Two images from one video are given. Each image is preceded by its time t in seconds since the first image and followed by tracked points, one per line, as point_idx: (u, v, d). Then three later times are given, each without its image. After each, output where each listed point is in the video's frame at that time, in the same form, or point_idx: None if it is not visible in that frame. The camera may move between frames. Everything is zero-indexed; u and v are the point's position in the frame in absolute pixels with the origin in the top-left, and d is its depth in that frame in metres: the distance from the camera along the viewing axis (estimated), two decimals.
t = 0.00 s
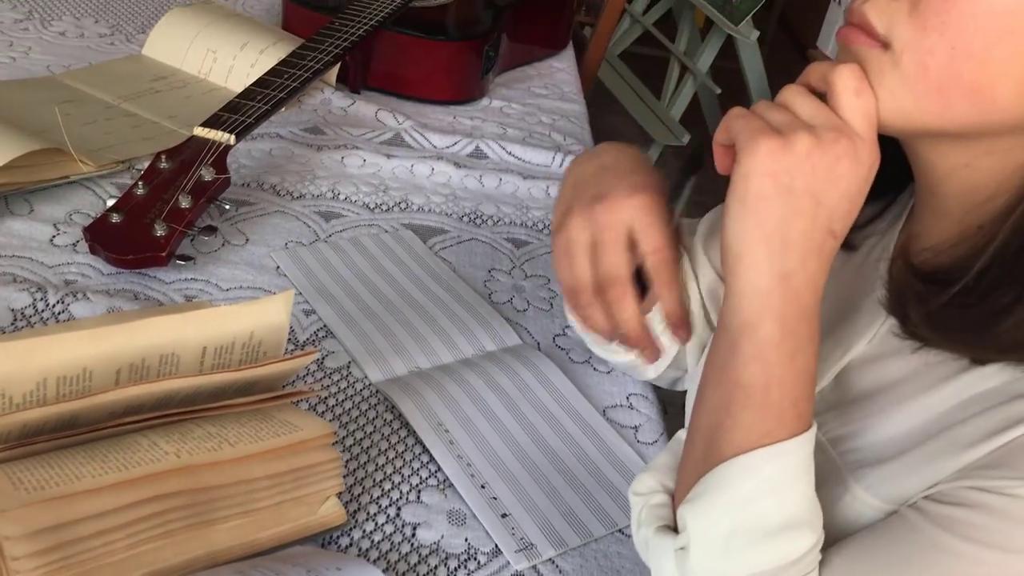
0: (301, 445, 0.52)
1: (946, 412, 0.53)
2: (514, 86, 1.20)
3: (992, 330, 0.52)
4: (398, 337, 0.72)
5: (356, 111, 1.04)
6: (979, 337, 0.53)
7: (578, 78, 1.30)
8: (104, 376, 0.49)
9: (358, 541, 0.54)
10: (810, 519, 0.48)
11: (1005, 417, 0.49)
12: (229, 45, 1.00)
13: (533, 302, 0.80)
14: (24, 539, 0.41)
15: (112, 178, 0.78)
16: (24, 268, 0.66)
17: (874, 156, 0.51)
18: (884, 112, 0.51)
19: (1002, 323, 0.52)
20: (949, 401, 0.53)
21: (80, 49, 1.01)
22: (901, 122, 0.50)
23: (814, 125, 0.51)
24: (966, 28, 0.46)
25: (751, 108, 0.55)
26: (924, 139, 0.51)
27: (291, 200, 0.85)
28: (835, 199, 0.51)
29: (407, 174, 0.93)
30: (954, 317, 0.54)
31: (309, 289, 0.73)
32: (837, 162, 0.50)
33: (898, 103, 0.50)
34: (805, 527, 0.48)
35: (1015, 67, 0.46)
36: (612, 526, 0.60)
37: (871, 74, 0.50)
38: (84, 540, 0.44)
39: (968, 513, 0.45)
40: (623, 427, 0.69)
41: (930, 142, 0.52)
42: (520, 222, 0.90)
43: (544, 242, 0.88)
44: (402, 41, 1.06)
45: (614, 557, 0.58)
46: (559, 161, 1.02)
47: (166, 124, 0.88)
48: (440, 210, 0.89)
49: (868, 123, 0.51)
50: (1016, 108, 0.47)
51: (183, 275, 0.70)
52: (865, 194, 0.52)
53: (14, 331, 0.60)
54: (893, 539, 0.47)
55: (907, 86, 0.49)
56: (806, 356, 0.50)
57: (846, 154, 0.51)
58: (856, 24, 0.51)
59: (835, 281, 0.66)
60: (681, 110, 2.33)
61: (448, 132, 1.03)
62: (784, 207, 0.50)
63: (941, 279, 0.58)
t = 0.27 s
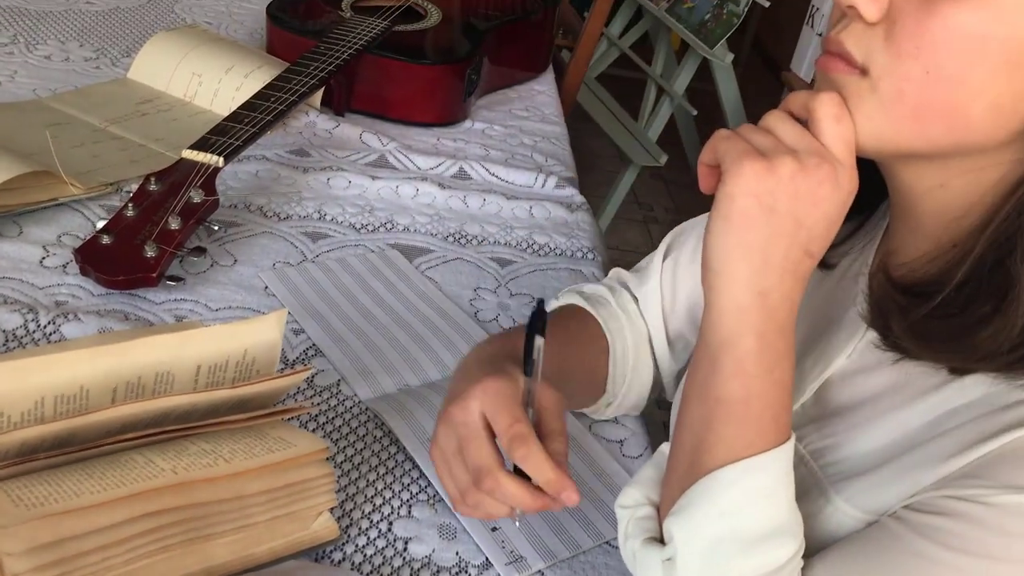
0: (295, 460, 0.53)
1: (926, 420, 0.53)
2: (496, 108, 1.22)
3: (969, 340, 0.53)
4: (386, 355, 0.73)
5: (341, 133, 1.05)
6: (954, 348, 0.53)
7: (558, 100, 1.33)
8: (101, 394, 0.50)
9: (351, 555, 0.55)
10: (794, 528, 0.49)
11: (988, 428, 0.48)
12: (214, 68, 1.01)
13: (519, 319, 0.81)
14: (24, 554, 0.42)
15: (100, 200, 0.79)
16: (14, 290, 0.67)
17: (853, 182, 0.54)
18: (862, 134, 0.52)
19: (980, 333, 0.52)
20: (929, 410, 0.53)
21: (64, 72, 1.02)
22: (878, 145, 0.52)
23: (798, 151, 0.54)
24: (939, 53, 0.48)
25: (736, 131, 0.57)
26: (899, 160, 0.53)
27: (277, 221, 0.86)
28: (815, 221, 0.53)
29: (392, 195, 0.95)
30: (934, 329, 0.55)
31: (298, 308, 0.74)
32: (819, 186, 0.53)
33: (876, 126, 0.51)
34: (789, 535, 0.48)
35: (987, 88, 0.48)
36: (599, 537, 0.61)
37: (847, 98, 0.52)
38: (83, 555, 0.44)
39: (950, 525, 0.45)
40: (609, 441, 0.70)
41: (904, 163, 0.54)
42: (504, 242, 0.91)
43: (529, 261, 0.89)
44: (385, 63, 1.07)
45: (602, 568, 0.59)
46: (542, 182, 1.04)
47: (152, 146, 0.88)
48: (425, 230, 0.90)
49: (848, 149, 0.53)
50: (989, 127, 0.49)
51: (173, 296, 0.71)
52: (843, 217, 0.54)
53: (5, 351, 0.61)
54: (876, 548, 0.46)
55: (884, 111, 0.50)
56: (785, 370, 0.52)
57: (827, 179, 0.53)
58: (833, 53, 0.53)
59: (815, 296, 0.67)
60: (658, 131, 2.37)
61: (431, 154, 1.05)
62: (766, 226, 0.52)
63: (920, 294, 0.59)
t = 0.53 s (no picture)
0: (288, 474, 0.53)
1: (904, 429, 0.54)
2: (480, 126, 1.24)
3: (946, 351, 0.54)
4: (376, 370, 0.74)
5: (326, 151, 1.06)
6: (931, 360, 0.54)
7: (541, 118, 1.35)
8: (97, 410, 0.51)
9: (344, 567, 0.56)
10: (773, 533, 0.49)
11: (964, 436, 0.49)
12: (201, 88, 1.02)
13: (506, 334, 0.82)
14: (24, 568, 0.42)
15: (89, 219, 0.80)
16: (5, 308, 0.67)
17: (833, 201, 0.55)
18: (841, 154, 0.54)
19: (957, 346, 0.53)
20: (908, 419, 0.54)
21: (48, 92, 1.02)
22: (857, 166, 0.54)
23: (781, 169, 0.55)
24: (913, 76, 0.50)
25: (721, 147, 0.59)
26: (876, 180, 0.55)
27: (265, 238, 0.86)
28: (794, 237, 0.54)
29: (378, 213, 0.96)
30: (912, 342, 0.56)
31: (287, 324, 0.75)
32: (800, 204, 0.54)
33: (856, 148, 0.53)
34: (769, 540, 0.48)
35: (959, 108, 0.50)
36: (588, 547, 0.61)
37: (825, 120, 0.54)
38: (80, 569, 0.45)
39: (929, 531, 0.45)
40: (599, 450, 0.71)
41: (881, 181, 0.56)
42: (490, 258, 0.93)
43: (514, 277, 0.91)
44: (370, 83, 1.08)
45: None
46: (526, 199, 1.05)
47: (140, 165, 0.89)
48: (412, 247, 0.92)
49: (828, 171, 0.55)
50: (962, 146, 0.51)
51: (164, 313, 0.71)
52: (822, 236, 0.55)
53: None
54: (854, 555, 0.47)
55: (862, 134, 0.52)
56: (763, 381, 0.53)
57: (808, 198, 0.54)
58: (813, 77, 0.55)
59: (797, 311, 0.69)
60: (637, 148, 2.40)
61: (417, 172, 1.06)
62: (748, 240, 0.53)
63: (898, 308, 0.61)
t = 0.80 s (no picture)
0: (278, 485, 0.54)
1: (879, 433, 0.56)
2: (461, 141, 1.25)
3: (910, 352, 0.55)
4: (362, 382, 0.74)
5: (310, 167, 1.07)
6: (896, 362, 0.56)
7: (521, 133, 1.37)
8: (88, 423, 0.52)
9: None
10: (752, 534, 0.50)
11: (933, 438, 0.51)
12: (184, 105, 1.03)
13: (490, 345, 0.83)
14: None
15: (74, 236, 0.80)
16: None
17: (801, 210, 0.57)
18: (811, 163, 0.56)
19: (920, 347, 0.55)
20: (881, 424, 0.56)
21: (31, 110, 1.02)
22: (826, 171, 0.55)
23: (750, 180, 0.57)
24: (879, 86, 0.51)
25: (693, 161, 0.60)
26: (843, 184, 0.57)
27: (250, 253, 0.87)
28: (762, 246, 0.56)
29: (363, 227, 0.97)
30: (878, 345, 0.58)
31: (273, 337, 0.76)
32: (767, 214, 0.56)
33: (824, 155, 0.55)
34: (748, 540, 0.50)
35: (924, 118, 0.51)
36: (574, 554, 0.62)
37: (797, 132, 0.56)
38: None
39: (904, 529, 0.46)
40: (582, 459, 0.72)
41: (849, 188, 0.58)
42: (473, 271, 0.94)
43: (497, 289, 0.92)
44: (352, 99, 1.10)
45: None
46: (507, 212, 1.07)
47: (124, 182, 0.90)
48: (396, 260, 0.93)
49: (795, 180, 0.57)
50: (926, 155, 0.52)
51: (151, 328, 0.72)
52: (791, 245, 0.57)
53: None
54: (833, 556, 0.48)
55: (831, 141, 0.54)
56: (736, 385, 0.54)
57: (775, 208, 0.56)
58: (787, 86, 0.56)
59: (771, 320, 0.71)
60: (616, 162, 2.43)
61: (399, 187, 1.07)
62: (718, 250, 0.55)
63: (869, 312, 0.62)
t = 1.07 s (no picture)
0: (268, 492, 0.55)
1: (848, 429, 0.58)
2: (443, 153, 1.27)
3: (871, 345, 0.58)
4: (348, 391, 0.76)
5: (294, 181, 1.09)
6: (859, 355, 0.58)
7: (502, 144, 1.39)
8: (81, 435, 0.52)
9: None
10: (726, 528, 0.51)
11: (902, 432, 0.53)
12: (168, 121, 1.04)
13: (475, 354, 0.85)
14: None
15: (62, 252, 0.81)
16: None
17: (765, 212, 0.58)
18: (772, 167, 0.57)
19: (882, 341, 0.57)
20: (850, 419, 0.58)
21: (15, 128, 1.03)
22: (789, 170, 0.57)
23: (715, 186, 0.58)
24: (838, 88, 0.53)
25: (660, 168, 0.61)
26: (805, 183, 0.58)
27: (237, 267, 0.88)
28: (729, 246, 0.57)
29: (347, 240, 0.98)
30: (842, 340, 0.60)
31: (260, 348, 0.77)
32: (732, 217, 0.57)
33: (787, 157, 0.56)
34: (723, 534, 0.50)
35: (880, 119, 0.53)
36: (560, 555, 0.63)
37: (759, 136, 0.57)
38: None
39: (877, 520, 0.48)
40: (566, 464, 0.73)
41: (812, 188, 0.60)
42: (458, 281, 0.96)
43: (481, 298, 0.94)
44: (335, 113, 1.11)
45: None
46: (490, 223, 1.09)
47: (110, 198, 0.91)
48: (381, 272, 0.94)
49: (759, 184, 0.58)
50: (882, 154, 0.54)
51: (139, 341, 0.73)
52: (758, 245, 0.58)
53: None
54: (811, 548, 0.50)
55: (793, 142, 0.56)
56: (709, 383, 0.55)
57: (740, 210, 0.57)
58: (752, 91, 0.58)
59: (744, 322, 0.73)
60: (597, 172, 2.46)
61: (383, 199, 1.09)
62: (686, 254, 0.56)
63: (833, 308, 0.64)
